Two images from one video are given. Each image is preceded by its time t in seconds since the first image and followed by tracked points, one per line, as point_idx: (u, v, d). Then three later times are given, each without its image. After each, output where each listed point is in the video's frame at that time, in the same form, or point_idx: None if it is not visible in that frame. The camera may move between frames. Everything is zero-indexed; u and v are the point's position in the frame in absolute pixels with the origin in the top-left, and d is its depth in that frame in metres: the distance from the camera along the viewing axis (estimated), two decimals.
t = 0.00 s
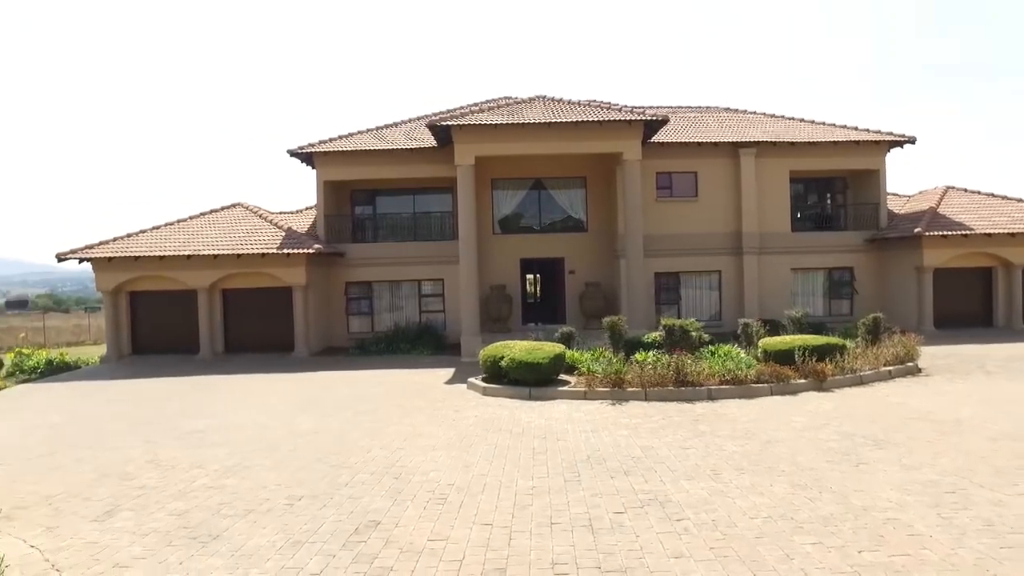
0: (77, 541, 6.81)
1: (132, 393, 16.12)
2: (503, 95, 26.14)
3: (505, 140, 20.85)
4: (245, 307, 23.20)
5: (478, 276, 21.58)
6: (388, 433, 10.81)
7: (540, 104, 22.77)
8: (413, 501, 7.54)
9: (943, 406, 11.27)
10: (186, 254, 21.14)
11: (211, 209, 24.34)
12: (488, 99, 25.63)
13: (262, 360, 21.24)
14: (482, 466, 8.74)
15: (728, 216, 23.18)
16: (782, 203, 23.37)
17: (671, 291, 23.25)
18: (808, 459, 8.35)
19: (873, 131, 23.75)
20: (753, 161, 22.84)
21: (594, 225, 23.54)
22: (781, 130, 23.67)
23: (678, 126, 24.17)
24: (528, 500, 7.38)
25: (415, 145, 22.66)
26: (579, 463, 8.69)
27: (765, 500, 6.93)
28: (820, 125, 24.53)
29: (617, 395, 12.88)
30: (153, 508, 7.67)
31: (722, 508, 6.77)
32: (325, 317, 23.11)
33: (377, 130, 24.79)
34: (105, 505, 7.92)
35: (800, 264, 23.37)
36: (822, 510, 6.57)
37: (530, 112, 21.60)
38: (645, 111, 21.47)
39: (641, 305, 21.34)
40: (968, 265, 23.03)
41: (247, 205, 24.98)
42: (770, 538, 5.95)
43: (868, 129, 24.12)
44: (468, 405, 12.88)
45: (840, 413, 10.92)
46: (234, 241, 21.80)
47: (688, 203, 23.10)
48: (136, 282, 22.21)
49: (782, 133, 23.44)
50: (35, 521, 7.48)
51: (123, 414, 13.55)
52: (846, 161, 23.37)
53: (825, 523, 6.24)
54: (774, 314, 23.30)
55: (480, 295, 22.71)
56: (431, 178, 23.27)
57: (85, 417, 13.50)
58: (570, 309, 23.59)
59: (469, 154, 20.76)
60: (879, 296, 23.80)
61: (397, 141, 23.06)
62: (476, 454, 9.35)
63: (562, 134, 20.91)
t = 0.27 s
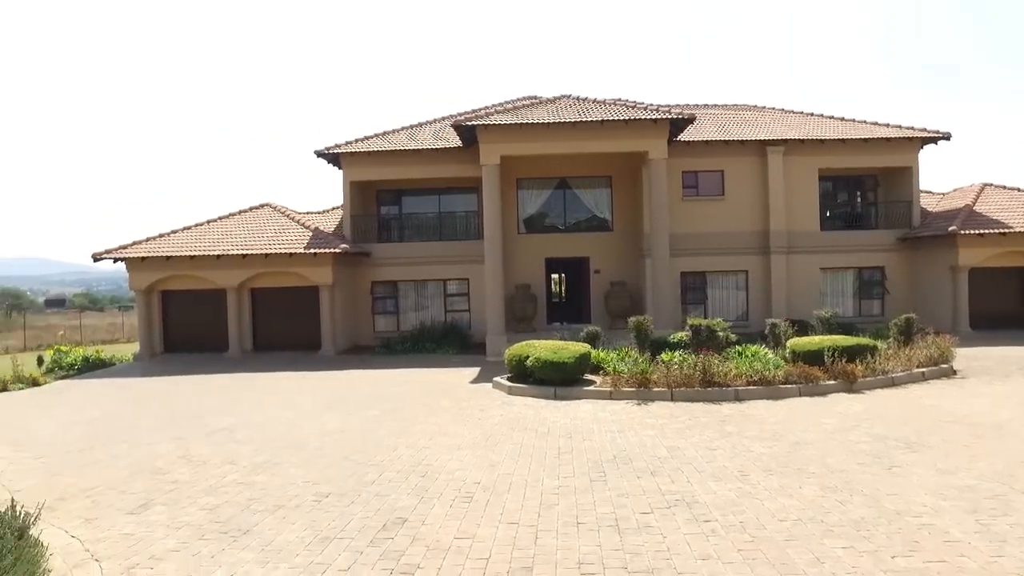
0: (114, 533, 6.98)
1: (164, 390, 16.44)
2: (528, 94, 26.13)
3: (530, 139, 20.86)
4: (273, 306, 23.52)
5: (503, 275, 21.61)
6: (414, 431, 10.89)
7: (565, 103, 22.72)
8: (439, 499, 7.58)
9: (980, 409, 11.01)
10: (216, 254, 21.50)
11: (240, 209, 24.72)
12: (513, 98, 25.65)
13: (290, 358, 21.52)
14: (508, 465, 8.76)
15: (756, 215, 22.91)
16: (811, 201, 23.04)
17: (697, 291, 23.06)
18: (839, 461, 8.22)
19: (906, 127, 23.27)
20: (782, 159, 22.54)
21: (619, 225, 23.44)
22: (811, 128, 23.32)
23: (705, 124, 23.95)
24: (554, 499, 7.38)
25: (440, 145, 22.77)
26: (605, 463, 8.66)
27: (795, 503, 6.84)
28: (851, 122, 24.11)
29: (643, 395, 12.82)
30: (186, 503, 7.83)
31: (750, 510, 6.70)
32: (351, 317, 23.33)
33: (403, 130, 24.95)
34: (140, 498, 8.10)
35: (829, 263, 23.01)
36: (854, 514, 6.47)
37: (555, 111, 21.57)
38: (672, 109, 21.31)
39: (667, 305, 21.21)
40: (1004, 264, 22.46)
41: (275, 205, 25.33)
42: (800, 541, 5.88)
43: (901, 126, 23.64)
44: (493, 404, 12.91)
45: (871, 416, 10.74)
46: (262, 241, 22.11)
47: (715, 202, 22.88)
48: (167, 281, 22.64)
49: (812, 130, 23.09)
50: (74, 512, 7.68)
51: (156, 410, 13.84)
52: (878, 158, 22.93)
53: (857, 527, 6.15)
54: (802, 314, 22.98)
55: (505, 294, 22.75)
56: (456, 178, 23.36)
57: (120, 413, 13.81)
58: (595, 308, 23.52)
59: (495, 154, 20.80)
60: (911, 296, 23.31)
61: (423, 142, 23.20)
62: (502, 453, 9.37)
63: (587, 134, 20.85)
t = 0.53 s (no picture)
0: (146, 526, 7.13)
1: (192, 388, 16.72)
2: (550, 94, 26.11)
3: (553, 139, 20.84)
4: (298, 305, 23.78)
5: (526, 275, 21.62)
6: (438, 430, 10.95)
7: (588, 103, 22.67)
8: (463, 497, 7.62)
9: (1013, 412, 10.78)
10: (242, 254, 21.80)
11: (266, 209, 25.04)
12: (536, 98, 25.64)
13: (314, 357, 21.75)
14: (532, 465, 8.77)
15: (781, 214, 22.66)
16: (838, 199, 22.72)
17: (721, 291, 22.87)
18: (868, 464, 8.11)
19: (936, 124, 22.83)
20: (808, 158, 22.26)
21: (642, 224, 23.33)
22: (837, 125, 22.99)
23: (729, 122, 23.74)
24: (577, 499, 7.37)
25: (463, 145, 22.85)
26: (629, 463, 8.64)
27: (822, 505, 6.76)
28: (879, 119, 23.72)
29: (667, 395, 12.75)
30: (215, 498, 7.96)
31: (777, 512, 6.63)
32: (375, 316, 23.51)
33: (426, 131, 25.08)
34: (170, 492, 8.26)
35: (857, 263, 22.68)
36: (884, 518, 6.37)
37: (578, 111, 21.52)
38: (695, 107, 21.15)
39: (691, 305, 21.07)
40: None
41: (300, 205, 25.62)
42: (828, 544, 5.81)
43: (931, 122, 23.19)
44: (516, 404, 12.94)
45: (900, 418, 10.57)
46: (288, 241, 22.38)
47: (740, 201, 22.67)
48: (194, 280, 23.00)
49: (839, 128, 22.77)
50: (107, 505, 7.86)
51: (185, 407, 14.09)
52: (907, 156, 22.52)
53: (886, 531, 6.06)
54: (829, 314, 22.69)
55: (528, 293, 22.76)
56: (479, 177, 23.43)
57: (150, 409, 14.09)
58: (618, 308, 23.43)
59: (517, 153, 20.82)
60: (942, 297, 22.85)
61: (446, 141, 23.30)
62: (525, 453, 9.39)
63: (610, 133, 20.78)
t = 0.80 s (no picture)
0: (178, 520, 7.28)
1: (221, 386, 17.00)
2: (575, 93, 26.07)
3: (577, 139, 20.80)
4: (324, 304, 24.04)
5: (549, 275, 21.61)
6: (463, 429, 11.02)
7: (613, 102, 22.58)
8: (489, 496, 7.66)
9: None
10: (269, 254, 22.10)
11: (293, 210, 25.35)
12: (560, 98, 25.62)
13: (341, 356, 21.98)
14: (557, 464, 8.78)
15: (809, 212, 22.37)
16: (868, 197, 22.36)
17: (747, 290, 22.63)
18: (899, 467, 7.98)
19: (970, 120, 22.32)
20: (836, 155, 21.93)
21: (667, 223, 23.18)
22: (867, 122, 22.61)
23: (756, 120, 23.49)
24: (603, 499, 7.36)
25: (487, 145, 22.92)
26: (654, 463, 8.60)
27: (853, 508, 6.67)
28: (910, 116, 23.27)
29: (693, 395, 12.66)
30: (244, 494, 8.09)
31: (805, 514, 6.56)
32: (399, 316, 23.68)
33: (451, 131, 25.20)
34: (201, 488, 8.42)
35: (887, 262, 22.30)
36: (916, 522, 6.27)
37: (602, 110, 21.45)
38: (721, 106, 20.95)
39: (717, 304, 20.88)
40: None
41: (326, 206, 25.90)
42: (859, 547, 5.73)
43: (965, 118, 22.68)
44: (541, 403, 12.96)
45: (933, 420, 10.37)
46: (314, 241, 22.63)
47: (766, 200, 22.41)
48: (222, 279, 23.37)
49: (868, 125, 22.38)
50: (140, 499, 8.04)
51: (214, 404, 14.34)
52: (939, 153, 22.06)
53: (919, 535, 5.96)
54: (857, 314, 22.33)
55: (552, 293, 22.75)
56: (503, 177, 23.48)
57: (181, 406, 14.36)
58: (643, 308, 23.31)
59: (541, 153, 20.82)
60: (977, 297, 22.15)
61: (470, 142, 23.38)
62: (550, 452, 9.39)
63: (634, 132, 20.68)
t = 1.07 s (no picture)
0: (210, 514, 7.42)
1: (250, 383, 17.25)
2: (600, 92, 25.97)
3: (602, 137, 20.73)
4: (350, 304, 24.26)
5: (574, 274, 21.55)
6: (489, 428, 11.06)
7: (638, 100, 22.46)
8: (515, 495, 7.68)
9: None
10: (296, 254, 22.37)
11: (319, 210, 25.63)
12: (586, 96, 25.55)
13: (367, 355, 22.17)
14: (583, 464, 8.76)
15: (838, 211, 22.02)
16: (899, 196, 21.96)
17: (775, 290, 22.33)
18: (934, 471, 7.82)
19: (1006, 116, 21.77)
20: (866, 153, 21.56)
21: (693, 222, 22.99)
22: (899, 119, 22.19)
23: (783, 118, 23.19)
24: (629, 499, 7.34)
25: (512, 145, 22.93)
26: (681, 463, 8.54)
27: (886, 512, 6.57)
28: (944, 112, 22.78)
29: (719, 396, 12.55)
30: (274, 490, 8.22)
31: (836, 517, 6.48)
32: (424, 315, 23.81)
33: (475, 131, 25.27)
34: (232, 483, 8.56)
35: (919, 261, 21.87)
36: (952, 527, 6.15)
37: (627, 109, 21.35)
38: (748, 103, 20.72)
39: (743, 304, 20.66)
40: None
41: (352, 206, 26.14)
42: (892, 552, 5.64)
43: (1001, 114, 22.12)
44: (566, 403, 12.94)
45: (969, 423, 10.15)
46: (340, 240, 22.86)
47: (794, 198, 22.12)
48: (250, 278, 23.70)
49: (900, 121, 21.96)
50: (174, 494, 8.21)
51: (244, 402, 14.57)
52: (974, 150, 21.55)
53: (955, 541, 5.85)
54: (889, 314, 21.93)
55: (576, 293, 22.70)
56: (528, 177, 23.49)
57: (211, 404, 14.61)
58: (668, 307, 23.15)
59: (566, 152, 20.79)
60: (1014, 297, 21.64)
61: (494, 141, 23.43)
62: (576, 451, 9.38)
63: (659, 130, 20.56)
